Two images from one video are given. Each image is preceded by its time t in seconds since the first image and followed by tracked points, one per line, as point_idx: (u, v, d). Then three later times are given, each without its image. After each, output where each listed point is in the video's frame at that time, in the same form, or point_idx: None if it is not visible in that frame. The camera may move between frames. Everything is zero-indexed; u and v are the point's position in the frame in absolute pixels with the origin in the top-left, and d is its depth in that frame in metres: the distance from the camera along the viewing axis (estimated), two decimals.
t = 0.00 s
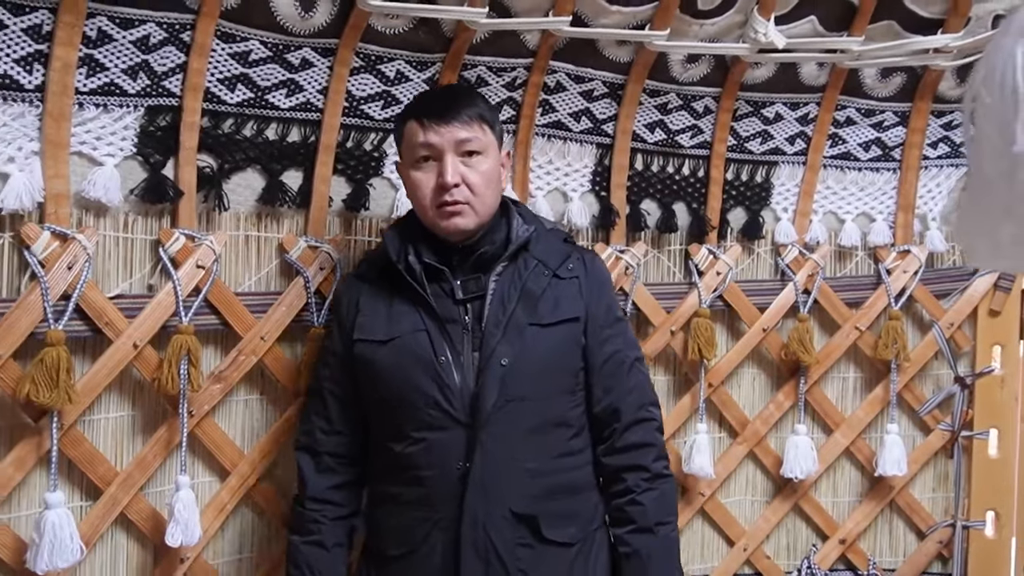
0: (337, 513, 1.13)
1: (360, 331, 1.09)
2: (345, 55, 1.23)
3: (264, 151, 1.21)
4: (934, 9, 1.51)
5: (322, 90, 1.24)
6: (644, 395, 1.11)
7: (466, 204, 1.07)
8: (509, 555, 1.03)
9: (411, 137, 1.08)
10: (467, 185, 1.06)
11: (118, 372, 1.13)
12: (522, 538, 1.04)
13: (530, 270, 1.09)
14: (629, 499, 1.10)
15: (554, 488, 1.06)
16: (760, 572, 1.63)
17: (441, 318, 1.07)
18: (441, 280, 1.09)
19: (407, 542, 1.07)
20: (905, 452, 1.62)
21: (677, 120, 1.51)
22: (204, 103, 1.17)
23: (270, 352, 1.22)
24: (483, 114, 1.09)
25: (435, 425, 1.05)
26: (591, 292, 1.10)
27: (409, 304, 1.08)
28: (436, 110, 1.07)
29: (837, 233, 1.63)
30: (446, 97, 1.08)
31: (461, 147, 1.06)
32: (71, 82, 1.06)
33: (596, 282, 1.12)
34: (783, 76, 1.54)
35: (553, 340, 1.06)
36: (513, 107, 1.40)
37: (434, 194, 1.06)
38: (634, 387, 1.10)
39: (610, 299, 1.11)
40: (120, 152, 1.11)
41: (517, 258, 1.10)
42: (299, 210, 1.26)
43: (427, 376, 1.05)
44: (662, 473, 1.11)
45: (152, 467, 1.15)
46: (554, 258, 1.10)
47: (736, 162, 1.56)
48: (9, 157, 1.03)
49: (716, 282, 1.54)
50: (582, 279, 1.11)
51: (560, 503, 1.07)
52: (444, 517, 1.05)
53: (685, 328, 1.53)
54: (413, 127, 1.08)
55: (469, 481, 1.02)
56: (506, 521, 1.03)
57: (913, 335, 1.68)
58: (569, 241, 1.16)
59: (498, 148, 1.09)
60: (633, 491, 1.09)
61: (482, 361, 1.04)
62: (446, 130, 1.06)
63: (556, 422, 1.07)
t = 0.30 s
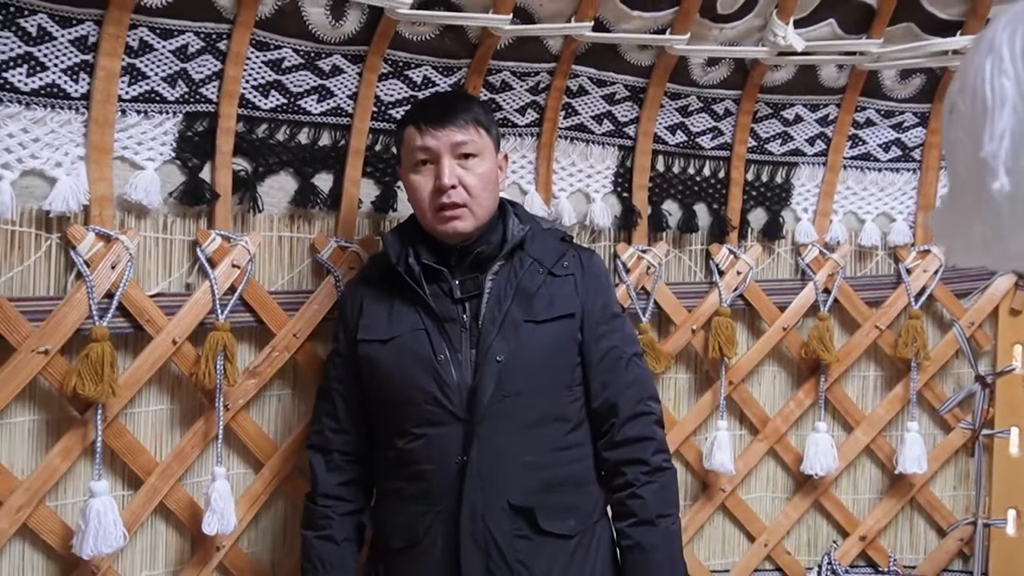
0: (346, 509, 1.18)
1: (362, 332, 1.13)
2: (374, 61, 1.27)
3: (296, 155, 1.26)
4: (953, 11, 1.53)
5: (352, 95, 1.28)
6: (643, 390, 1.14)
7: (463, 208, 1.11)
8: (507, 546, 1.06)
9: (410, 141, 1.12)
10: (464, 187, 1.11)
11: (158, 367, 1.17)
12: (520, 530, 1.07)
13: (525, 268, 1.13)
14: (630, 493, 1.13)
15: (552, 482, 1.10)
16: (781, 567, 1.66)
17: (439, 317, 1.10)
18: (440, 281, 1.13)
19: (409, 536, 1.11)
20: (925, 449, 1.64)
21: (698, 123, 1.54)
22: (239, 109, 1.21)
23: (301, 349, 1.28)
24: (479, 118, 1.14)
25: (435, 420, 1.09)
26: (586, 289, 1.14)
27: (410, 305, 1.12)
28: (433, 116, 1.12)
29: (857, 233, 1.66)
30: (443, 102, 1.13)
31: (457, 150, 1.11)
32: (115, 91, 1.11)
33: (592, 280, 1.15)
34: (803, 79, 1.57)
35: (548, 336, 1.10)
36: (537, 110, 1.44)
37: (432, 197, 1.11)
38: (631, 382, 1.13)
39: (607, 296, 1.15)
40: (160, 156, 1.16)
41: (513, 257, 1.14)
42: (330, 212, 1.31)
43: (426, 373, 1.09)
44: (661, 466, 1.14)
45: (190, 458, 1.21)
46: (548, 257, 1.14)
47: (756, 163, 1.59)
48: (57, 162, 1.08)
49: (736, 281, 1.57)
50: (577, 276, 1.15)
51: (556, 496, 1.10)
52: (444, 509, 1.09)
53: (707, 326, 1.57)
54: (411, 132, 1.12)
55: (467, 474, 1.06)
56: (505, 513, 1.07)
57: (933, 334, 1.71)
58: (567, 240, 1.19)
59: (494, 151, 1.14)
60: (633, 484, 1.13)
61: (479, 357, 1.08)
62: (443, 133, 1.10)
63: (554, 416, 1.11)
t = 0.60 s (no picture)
0: (365, 500, 1.23)
1: (378, 329, 1.19)
2: (406, 69, 1.32)
3: (331, 159, 1.30)
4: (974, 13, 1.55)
5: (384, 101, 1.33)
6: (650, 384, 1.18)
7: (478, 211, 1.16)
8: (518, 536, 1.11)
9: (426, 146, 1.18)
10: (477, 190, 1.16)
11: (199, 363, 1.23)
12: (530, 520, 1.12)
13: (534, 266, 1.17)
14: (634, 483, 1.17)
15: (561, 472, 1.15)
16: (805, 562, 1.69)
17: (452, 315, 1.15)
18: (454, 279, 1.18)
19: (424, 527, 1.16)
20: (949, 447, 1.65)
21: (722, 126, 1.57)
22: (277, 116, 1.26)
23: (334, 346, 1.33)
24: (492, 124, 1.19)
25: (448, 414, 1.14)
26: (594, 285, 1.19)
27: (424, 303, 1.18)
28: (447, 121, 1.17)
29: (882, 233, 1.68)
30: (456, 108, 1.19)
31: (471, 154, 1.16)
32: (159, 99, 1.16)
33: (601, 276, 1.20)
34: (827, 82, 1.59)
35: (556, 332, 1.15)
36: (564, 115, 1.47)
37: (447, 200, 1.16)
38: (639, 375, 1.18)
39: (615, 292, 1.20)
40: (202, 162, 1.21)
41: (523, 255, 1.19)
42: (364, 214, 1.36)
43: (439, 369, 1.14)
44: (666, 458, 1.18)
45: (230, 450, 1.26)
46: (558, 255, 1.18)
47: (781, 165, 1.62)
48: (105, 168, 1.13)
49: (761, 281, 1.59)
50: (585, 274, 1.19)
51: (564, 486, 1.15)
52: (460, 499, 1.13)
53: (732, 325, 1.60)
54: (427, 137, 1.18)
55: (478, 466, 1.11)
56: (515, 503, 1.12)
57: (957, 334, 1.72)
58: (577, 239, 1.24)
59: (506, 154, 1.19)
60: (638, 474, 1.16)
61: (489, 353, 1.13)
62: (457, 138, 1.16)
63: (562, 409, 1.15)
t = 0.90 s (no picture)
0: (393, 495, 1.28)
1: (400, 330, 1.23)
2: (437, 76, 1.37)
3: (365, 164, 1.36)
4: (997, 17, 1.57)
5: (416, 108, 1.38)
6: (666, 373, 1.22)
7: (492, 211, 1.20)
8: (541, 524, 1.16)
9: (440, 151, 1.22)
10: (492, 193, 1.20)
11: (239, 360, 1.28)
12: (552, 510, 1.17)
13: (549, 264, 1.22)
14: (655, 472, 1.21)
15: (581, 463, 1.19)
16: (831, 558, 1.72)
17: (471, 314, 1.20)
18: (472, 279, 1.22)
19: (453, 519, 1.21)
20: (973, 446, 1.67)
21: (747, 129, 1.60)
22: (313, 123, 1.31)
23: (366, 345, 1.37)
24: (505, 128, 1.23)
25: (471, 411, 1.19)
26: (608, 281, 1.23)
27: (444, 305, 1.22)
28: (459, 126, 1.21)
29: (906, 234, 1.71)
30: (469, 113, 1.23)
31: (485, 159, 1.20)
32: (201, 108, 1.21)
33: (614, 271, 1.24)
34: (850, 85, 1.62)
35: (572, 328, 1.19)
36: (591, 119, 1.51)
37: (463, 202, 1.20)
38: (655, 365, 1.21)
39: (630, 285, 1.24)
40: (242, 167, 1.26)
41: (537, 253, 1.23)
42: (397, 216, 1.41)
43: (460, 367, 1.19)
44: (686, 447, 1.21)
45: (269, 445, 1.31)
46: (571, 252, 1.23)
47: (806, 167, 1.65)
48: (149, 174, 1.19)
49: (786, 281, 1.62)
50: (599, 270, 1.23)
51: (584, 477, 1.19)
52: (483, 492, 1.18)
53: (757, 325, 1.62)
54: (441, 143, 1.22)
55: (501, 460, 1.16)
56: (537, 494, 1.16)
57: (982, 334, 1.74)
58: (590, 236, 1.28)
59: (517, 157, 1.23)
60: (658, 463, 1.20)
61: (508, 350, 1.17)
62: (471, 143, 1.20)
63: (579, 403, 1.19)
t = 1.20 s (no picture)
0: (426, 489, 1.32)
1: (429, 332, 1.27)
2: (469, 84, 1.41)
3: (399, 170, 1.39)
4: None
5: (448, 115, 1.42)
6: (688, 371, 1.24)
7: (515, 214, 1.23)
8: (562, 518, 1.19)
9: (464, 157, 1.26)
10: (515, 197, 1.23)
11: (277, 361, 1.32)
12: (574, 506, 1.19)
13: (571, 265, 1.24)
14: (676, 469, 1.24)
15: (603, 461, 1.22)
16: (858, 558, 1.73)
17: (495, 315, 1.23)
18: (498, 282, 1.26)
19: (477, 516, 1.26)
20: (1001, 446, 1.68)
21: (774, 134, 1.62)
22: (349, 130, 1.35)
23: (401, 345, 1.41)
24: (527, 133, 1.27)
25: (496, 409, 1.22)
26: (630, 280, 1.26)
27: (471, 307, 1.26)
28: (482, 132, 1.25)
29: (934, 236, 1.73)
30: (491, 119, 1.26)
31: (508, 163, 1.24)
32: (241, 117, 1.25)
33: (635, 271, 1.27)
34: (876, 90, 1.64)
35: (592, 327, 1.22)
36: (620, 125, 1.54)
37: (487, 206, 1.24)
38: (677, 364, 1.24)
39: (651, 284, 1.26)
40: (280, 173, 1.31)
41: (560, 254, 1.26)
42: (430, 220, 1.45)
43: (485, 367, 1.22)
44: (706, 444, 1.24)
45: (305, 442, 1.35)
46: (593, 253, 1.25)
47: (833, 170, 1.67)
48: (191, 180, 1.23)
49: (813, 283, 1.64)
50: (621, 270, 1.26)
51: (607, 474, 1.22)
52: (507, 489, 1.22)
53: (784, 326, 1.64)
54: (465, 149, 1.26)
55: (523, 457, 1.19)
56: (559, 490, 1.19)
57: (1010, 334, 1.75)
58: (614, 237, 1.31)
59: (540, 160, 1.27)
60: (679, 460, 1.23)
61: (531, 350, 1.20)
62: (494, 148, 1.23)
63: (602, 401, 1.22)
